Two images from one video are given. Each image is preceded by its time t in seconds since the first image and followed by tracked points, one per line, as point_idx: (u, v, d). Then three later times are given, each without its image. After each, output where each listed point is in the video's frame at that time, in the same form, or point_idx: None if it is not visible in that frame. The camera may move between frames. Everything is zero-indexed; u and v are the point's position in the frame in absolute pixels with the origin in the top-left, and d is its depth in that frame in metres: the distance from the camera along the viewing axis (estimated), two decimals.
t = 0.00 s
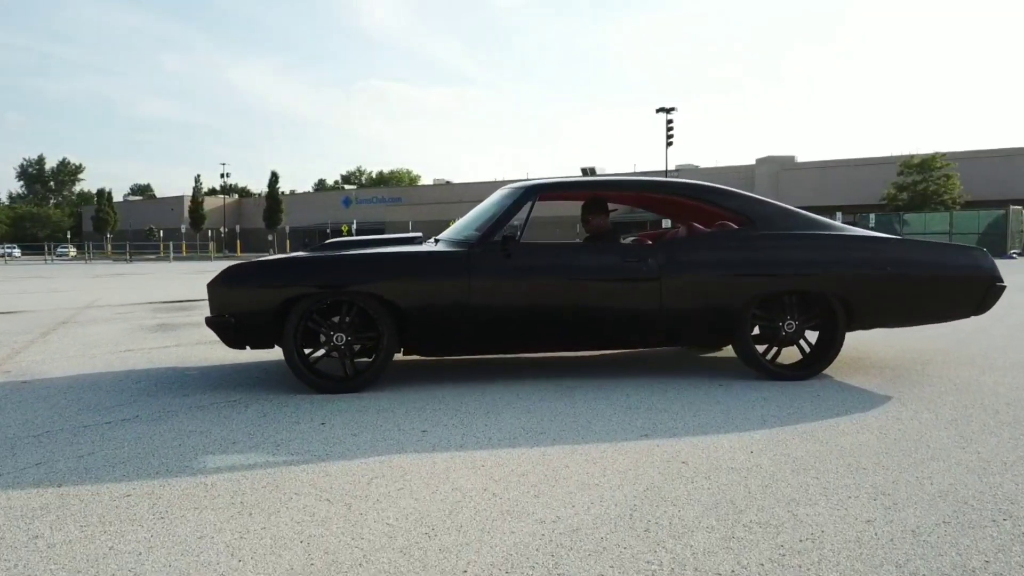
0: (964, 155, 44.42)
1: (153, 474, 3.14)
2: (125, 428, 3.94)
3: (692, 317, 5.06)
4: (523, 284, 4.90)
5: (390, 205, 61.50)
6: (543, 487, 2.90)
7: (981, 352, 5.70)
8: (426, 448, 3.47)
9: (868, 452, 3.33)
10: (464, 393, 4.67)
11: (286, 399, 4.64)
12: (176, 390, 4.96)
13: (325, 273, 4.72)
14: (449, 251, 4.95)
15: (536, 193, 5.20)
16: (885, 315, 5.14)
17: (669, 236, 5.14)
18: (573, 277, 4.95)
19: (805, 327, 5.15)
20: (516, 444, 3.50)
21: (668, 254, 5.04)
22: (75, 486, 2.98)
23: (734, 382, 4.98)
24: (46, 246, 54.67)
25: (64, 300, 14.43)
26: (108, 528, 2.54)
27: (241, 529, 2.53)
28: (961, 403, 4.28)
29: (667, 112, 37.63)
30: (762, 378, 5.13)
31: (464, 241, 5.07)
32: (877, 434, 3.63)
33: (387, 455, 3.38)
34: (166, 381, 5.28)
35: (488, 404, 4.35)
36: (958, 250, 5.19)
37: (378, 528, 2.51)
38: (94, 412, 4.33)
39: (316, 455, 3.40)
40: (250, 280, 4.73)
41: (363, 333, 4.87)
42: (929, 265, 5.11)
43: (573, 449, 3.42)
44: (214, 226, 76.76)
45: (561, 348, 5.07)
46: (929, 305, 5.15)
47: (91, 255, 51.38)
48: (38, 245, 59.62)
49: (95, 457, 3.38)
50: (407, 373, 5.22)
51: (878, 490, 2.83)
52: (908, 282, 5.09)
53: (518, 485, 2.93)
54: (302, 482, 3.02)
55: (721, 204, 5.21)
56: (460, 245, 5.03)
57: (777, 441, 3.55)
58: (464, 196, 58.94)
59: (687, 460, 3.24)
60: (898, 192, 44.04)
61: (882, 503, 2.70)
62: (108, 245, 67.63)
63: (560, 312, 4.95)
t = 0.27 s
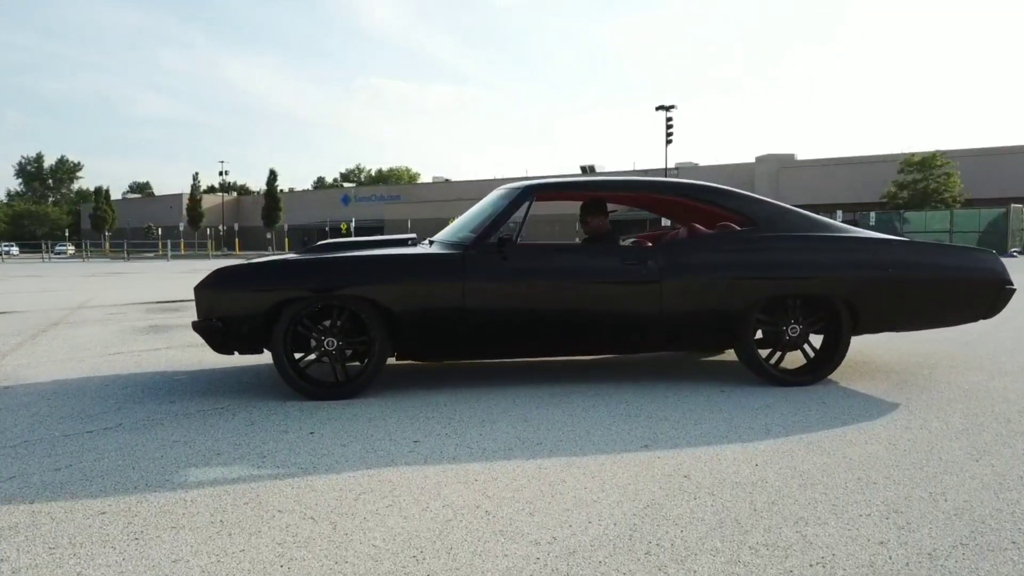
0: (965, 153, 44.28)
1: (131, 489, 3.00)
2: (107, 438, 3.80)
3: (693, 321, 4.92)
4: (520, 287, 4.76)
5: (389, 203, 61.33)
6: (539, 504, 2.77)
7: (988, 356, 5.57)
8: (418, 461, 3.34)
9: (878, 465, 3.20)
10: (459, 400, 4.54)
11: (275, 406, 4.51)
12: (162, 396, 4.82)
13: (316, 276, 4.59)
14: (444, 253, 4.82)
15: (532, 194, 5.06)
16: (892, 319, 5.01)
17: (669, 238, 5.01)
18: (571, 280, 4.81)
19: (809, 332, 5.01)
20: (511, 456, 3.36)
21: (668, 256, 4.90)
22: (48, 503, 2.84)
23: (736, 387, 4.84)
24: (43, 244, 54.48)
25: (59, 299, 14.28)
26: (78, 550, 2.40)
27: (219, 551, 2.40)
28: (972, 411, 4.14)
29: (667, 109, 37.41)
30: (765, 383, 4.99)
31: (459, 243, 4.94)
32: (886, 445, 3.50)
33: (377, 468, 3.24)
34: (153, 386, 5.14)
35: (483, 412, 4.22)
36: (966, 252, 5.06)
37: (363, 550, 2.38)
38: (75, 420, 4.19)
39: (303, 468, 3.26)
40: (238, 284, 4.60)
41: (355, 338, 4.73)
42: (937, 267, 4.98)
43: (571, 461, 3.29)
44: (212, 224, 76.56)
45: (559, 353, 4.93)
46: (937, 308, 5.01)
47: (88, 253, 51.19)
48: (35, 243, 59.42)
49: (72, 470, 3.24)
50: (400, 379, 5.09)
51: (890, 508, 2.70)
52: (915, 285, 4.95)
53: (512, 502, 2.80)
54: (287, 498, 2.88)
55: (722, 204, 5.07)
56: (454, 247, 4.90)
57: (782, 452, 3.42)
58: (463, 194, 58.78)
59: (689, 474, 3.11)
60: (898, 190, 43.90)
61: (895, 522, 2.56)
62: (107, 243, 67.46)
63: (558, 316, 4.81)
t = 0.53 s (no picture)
0: (966, 148, 44.11)
1: (108, 503, 2.86)
2: (87, 446, 3.66)
3: (696, 323, 4.78)
4: (517, 288, 4.62)
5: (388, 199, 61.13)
6: (535, 521, 2.63)
7: (998, 358, 5.43)
8: (410, 472, 3.20)
9: (890, 477, 3.06)
10: (454, 405, 4.40)
11: (264, 411, 4.37)
12: (148, 400, 4.67)
13: (307, 277, 4.46)
14: (439, 252, 4.67)
15: (530, 192, 4.92)
16: (900, 320, 4.87)
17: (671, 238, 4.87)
18: (570, 281, 4.67)
19: (815, 334, 4.87)
20: (507, 467, 3.22)
21: (670, 256, 4.76)
22: (19, 519, 2.70)
23: (740, 391, 4.71)
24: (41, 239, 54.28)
25: (54, 296, 14.13)
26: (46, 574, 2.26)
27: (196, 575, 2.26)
28: (985, 417, 4.00)
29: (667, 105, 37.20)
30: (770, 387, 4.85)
31: (455, 242, 4.80)
32: (898, 455, 3.36)
33: (367, 480, 3.11)
34: (140, 389, 5.00)
35: (480, 418, 4.08)
36: (977, 251, 4.91)
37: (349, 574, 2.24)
38: (57, 426, 4.05)
39: (289, 479, 3.12)
40: (226, 285, 4.46)
41: (347, 341, 4.61)
42: (946, 267, 4.83)
43: (569, 473, 3.15)
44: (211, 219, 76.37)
45: (557, 356, 4.79)
46: (946, 310, 4.87)
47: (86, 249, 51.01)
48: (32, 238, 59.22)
49: (48, 482, 3.10)
50: (394, 382, 4.94)
51: (906, 525, 2.56)
52: (924, 285, 4.81)
53: (508, 518, 2.66)
54: (271, 514, 2.74)
55: (726, 203, 4.93)
56: (450, 247, 4.76)
57: (790, 463, 3.28)
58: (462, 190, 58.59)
59: (693, 487, 2.97)
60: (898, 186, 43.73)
61: (912, 542, 2.42)
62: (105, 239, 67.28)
63: (557, 318, 4.67)
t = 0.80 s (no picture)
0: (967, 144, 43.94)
1: (84, 520, 2.72)
2: (68, 456, 3.51)
3: (699, 326, 4.64)
4: (515, 290, 4.48)
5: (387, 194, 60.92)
6: (533, 542, 2.48)
7: (1009, 361, 5.28)
8: (402, 485, 3.06)
9: (905, 491, 2.92)
10: (450, 411, 4.26)
11: (254, 417, 4.22)
12: (135, 405, 4.53)
13: (298, 279, 4.32)
14: (435, 253, 4.53)
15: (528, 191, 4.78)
16: (909, 323, 4.73)
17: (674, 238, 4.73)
18: (569, 282, 4.52)
19: (822, 337, 4.72)
20: (504, 481, 3.08)
21: (673, 257, 4.61)
22: None
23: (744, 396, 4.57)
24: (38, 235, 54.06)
25: (48, 294, 13.98)
26: None
27: None
28: (1001, 425, 3.86)
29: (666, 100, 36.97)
30: (776, 392, 4.71)
31: (451, 243, 4.65)
32: (912, 467, 3.22)
33: (357, 494, 2.97)
34: (127, 394, 4.85)
35: (476, 426, 3.94)
36: (988, 252, 4.77)
37: None
38: (37, 434, 3.90)
39: (276, 493, 2.98)
40: (214, 287, 4.31)
41: (339, 345, 4.47)
42: (957, 268, 4.69)
43: (569, 487, 3.01)
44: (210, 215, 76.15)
45: (556, 359, 4.65)
46: (957, 312, 4.73)
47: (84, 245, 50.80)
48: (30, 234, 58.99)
49: (23, 496, 2.96)
50: (388, 386, 4.80)
51: (926, 547, 2.42)
52: (935, 287, 4.67)
53: (504, 538, 2.52)
54: (254, 533, 2.60)
55: (731, 202, 4.79)
56: (446, 247, 4.61)
57: (799, 475, 3.14)
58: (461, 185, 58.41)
59: (699, 503, 2.83)
60: (899, 182, 43.55)
61: (934, 566, 2.28)
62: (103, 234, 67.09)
63: (556, 321, 4.53)
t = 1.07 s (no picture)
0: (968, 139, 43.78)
1: (57, 539, 2.58)
2: (46, 466, 3.37)
3: (702, 328, 4.49)
4: (513, 292, 4.34)
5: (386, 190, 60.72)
6: (530, 564, 2.34)
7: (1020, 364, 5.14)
8: (393, 500, 2.92)
9: (921, 507, 2.78)
10: (446, 417, 4.12)
11: (242, 424, 4.08)
12: (120, 411, 4.38)
13: (288, 281, 4.17)
14: (430, 254, 4.38)
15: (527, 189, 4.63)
16: (919, 325, 4.58)
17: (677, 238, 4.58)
18: (569, 284, 4.38)
19: (830, 340, 4.58)
20: (501, 495, 2.94)
21: (675, 257, 4.47)
22: None
23: (749, 401, 4.43)
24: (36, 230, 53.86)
25: (41, 291, 13.83)
26: None
27: None
28: (1016, 433, 3.72)
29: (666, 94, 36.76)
30: (781, 397, 4.56)
31: (447, 242, 4.50)
32: (926, 479, 3.08)
33: (345, 510, 2.82)
34: (113, 398, 4.70)
35: (472, 434, 3.80)
36: (1001, 253, 4.63)
37: None
38: (17, 442, 3.76)
39: (260, 509, 2.84)
40: (200, 289, 4.16)
41: (331, 348, 4.33)
42: (969, 269, 4.55)
43: (569, 502, 2.86)
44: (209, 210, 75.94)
45: (555, 363, 4.51)
46: (969, 314, 4.59)
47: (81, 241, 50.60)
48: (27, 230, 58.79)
49: None
50: (382, 390, 4.65)
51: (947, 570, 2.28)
52: (946, 288, 4.52)
53: (500, 560, 2.38)
54: (236, 554, 2.46)
55: (735, 201, 4.64)
56: (442, 247, 4.47)
57: (810, 488, 3.00)
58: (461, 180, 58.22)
59: (706, 519, 2.69)
60: (900, 177, 43.37)
61: None
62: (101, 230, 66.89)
63: (555, 324, 4.39)
